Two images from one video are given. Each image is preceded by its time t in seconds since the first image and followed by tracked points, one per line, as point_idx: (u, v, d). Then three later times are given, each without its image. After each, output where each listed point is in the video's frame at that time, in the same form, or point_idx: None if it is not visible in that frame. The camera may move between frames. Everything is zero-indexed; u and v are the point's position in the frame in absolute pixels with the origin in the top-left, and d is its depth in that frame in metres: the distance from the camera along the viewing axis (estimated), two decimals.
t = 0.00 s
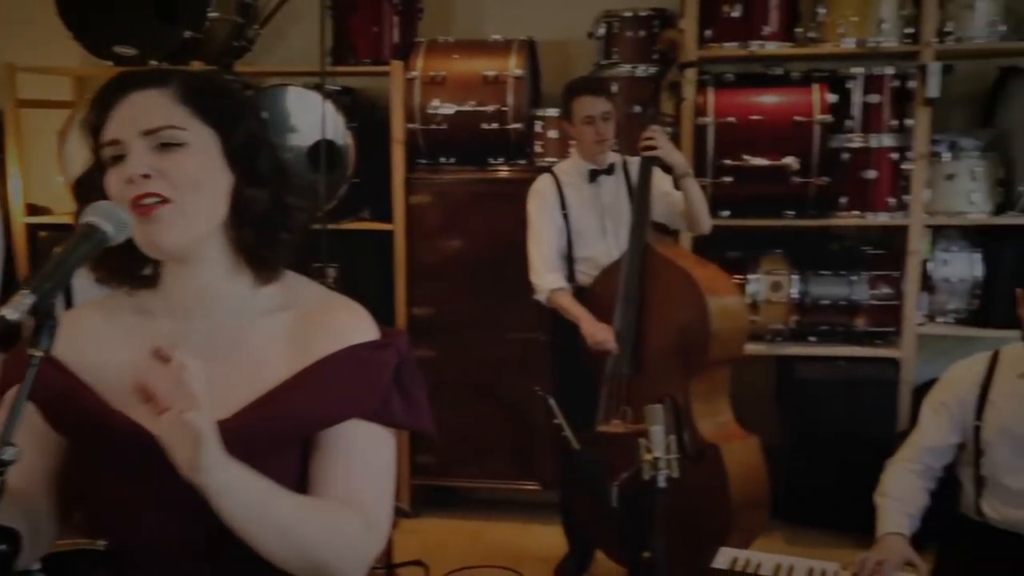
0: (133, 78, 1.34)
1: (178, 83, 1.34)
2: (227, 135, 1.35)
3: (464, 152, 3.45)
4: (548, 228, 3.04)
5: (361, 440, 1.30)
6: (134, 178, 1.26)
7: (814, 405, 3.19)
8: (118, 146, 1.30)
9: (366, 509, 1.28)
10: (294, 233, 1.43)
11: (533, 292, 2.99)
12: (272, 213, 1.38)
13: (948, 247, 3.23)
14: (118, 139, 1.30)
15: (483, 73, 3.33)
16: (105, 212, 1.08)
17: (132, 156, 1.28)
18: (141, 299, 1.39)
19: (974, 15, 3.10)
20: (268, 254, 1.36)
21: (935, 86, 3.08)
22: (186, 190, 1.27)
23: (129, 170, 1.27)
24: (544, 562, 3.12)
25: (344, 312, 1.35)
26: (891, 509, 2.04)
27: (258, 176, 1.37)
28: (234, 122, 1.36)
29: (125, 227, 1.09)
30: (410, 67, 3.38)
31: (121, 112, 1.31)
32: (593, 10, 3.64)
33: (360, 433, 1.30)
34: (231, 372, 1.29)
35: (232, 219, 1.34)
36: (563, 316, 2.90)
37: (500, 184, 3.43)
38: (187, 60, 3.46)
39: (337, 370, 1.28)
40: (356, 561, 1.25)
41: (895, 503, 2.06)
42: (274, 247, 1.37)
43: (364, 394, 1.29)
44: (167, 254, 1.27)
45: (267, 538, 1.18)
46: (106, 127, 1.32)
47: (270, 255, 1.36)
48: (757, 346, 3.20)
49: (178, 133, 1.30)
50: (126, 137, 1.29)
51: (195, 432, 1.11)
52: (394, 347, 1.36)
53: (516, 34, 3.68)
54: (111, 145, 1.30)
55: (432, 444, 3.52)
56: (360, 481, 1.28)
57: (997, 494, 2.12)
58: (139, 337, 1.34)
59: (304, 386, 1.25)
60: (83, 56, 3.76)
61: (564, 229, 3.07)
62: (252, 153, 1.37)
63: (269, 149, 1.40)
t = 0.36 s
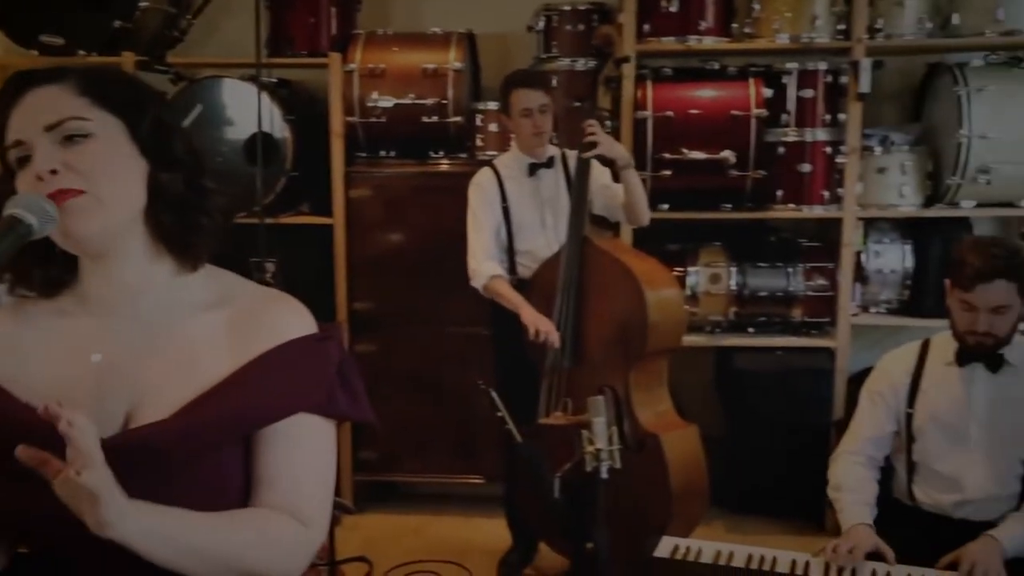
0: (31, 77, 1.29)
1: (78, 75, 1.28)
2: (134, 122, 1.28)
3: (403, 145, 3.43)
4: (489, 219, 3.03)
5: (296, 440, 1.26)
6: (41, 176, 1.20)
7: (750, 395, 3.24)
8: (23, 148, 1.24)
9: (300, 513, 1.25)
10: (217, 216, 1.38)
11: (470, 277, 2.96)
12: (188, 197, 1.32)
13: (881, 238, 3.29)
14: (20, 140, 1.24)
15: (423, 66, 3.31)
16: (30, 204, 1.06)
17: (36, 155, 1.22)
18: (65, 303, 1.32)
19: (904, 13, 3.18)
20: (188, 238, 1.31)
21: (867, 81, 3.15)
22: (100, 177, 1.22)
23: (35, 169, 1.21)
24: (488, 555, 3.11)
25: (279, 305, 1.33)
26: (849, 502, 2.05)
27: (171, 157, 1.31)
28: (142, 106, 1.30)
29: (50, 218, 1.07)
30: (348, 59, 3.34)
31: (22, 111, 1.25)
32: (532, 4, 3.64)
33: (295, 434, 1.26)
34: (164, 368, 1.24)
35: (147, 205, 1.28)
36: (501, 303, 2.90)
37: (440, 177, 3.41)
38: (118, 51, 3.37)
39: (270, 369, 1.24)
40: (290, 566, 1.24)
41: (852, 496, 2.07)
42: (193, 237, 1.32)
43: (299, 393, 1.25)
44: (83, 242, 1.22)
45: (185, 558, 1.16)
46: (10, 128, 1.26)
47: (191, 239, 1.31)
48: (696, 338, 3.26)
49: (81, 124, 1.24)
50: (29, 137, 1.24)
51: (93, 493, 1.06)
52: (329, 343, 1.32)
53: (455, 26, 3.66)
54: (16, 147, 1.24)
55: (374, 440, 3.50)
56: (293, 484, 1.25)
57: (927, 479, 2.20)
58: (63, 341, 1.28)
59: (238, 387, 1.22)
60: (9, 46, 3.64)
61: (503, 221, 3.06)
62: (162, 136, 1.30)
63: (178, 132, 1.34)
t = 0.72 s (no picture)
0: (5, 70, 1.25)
1: (55, 66, 1.26)
2: (111, 117, 1.26)
3: (372, 140, 3.41)
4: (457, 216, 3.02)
5: (281, 429, 1.27)
6: (23, 163, 1.18)
7: (721, 388, 3.25)
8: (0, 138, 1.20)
9: (284, 500, 1.26)
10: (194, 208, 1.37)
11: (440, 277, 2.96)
12: (169, 187, 1.31)
13: (845, 233, 3.34)
14: None
15: (391, 60, 3.29)
16: (9, 197, 1.04)
17: (17, 145, 1.19)
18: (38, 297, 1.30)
19: (866, 11, 3.23)
20: (166, 231, 1.29)
21: (831, 78, 3.19)
22: (86, 166, 1.20)
23: (17, 156, 1.18)
24: (461, 550, 3.12)
25: (256, 293, 1.32)
26: (819, 495, 2.07)
27: (149, 149, 1.29)
28: (117, 99, 1.28)
29: (28, 211, 1.06)
30: (316, 53, 3.32)
31: None
32: None
33: (280, 420, 1.27)
34: (145, 359, 1.24)
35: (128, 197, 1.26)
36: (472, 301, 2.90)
37: (410, 172, 3.40)
38: (80, 44, 3.31)
39: (254, 357, 1.24)
40: (280, 555, 1.25)
41: (821, 489, 2.09)
42: (171, 230, 1.30)
43: (284, 381, 1.25)
44: (68, 237, 1.19)
45: (180, 560, 1.15)
46: None
47: (167, 232, 1.29)
48: (665, 331, 3.29)
49: (61, 112, 1.22)
50: (7, 126, 1.20)
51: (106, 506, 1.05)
52: (309, 330, 1.33)
53: (423, 21, 3.65)
54: None
55: (345, 435, 3.48)
56: (277, 472, 1.26)
57: (893, 467, 2.25)
58: (39, 333, 1.26)
59: (222, 375, 1.22)
60: None
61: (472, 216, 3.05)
62: (138, 127, 1.28)
63: (152, 122, 1.32)
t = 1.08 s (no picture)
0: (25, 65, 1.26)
1: (73, 61, 1.27)
2: (131, 109, 1.27)
3: (371, 134, 3.41)
4: (458, 209, 3.03)
5: (297, 424, 1.27)
6: (43, 164, 1.19)
7: (720, 381, 3.27)
8: (21, 137, 1.22)
9: (296, 497, 1.26)
10: (215, 199, 1.39)
11: (448, 271, 2.97)
12: (188, 179, 1.32)
13: (843, 226, 3.36)
14: (18, 129, 1.21)
15: (391, 54, 3.28)
16: (37, 190, 1.05)
17: (37, 143, 1.21)
18: (70, 279, 1.32)
19: (864, 5, 3.24)
20: (187, 224, 1.30)
21: (828, 71, 3.20)
22: (104, 162, 1.20)
23: (37, 156, 1.19)
24: (462, 542, 3.13)
25: (278, 289, 1.33)
26: (823, 485, 2.09)
27: (169, 142, 1.30)
28: (138, 93, 1.29)
29: (56, 204, 1.07)
30: (315, 47, 3.32)
31: (14, 105, 1.23)
32: None
33: (298, 417, 1.27)
34: (166, 350, 1.24)
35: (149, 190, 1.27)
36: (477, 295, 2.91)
37: (409, 166, 3.40)
38: (79, 38, 3.30)
39: (274, 351, 1.25)
40: (287, 552, 1.25)
41: (824, 479, 2.11)
42: (192, 221, 1.31)
43: (302, 377, 1.25)
44: (87, 233, 1.20)
45: (202, 546, 1.16)
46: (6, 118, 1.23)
47: (193, 227, 1.31)
48: (664, 324, 3.31)
49: (79, 111, 1.22)
50: (27, 125, 1.21)
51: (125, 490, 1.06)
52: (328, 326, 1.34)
53: (421, 15, 3.65)
54: (13, 136, 1.22)
55: (345, 428, 3.48)
56: (294, 468, 1.26)
57: (893, 456, 2.27)
58: (64, 324, 1.28)
59: (242, 369, 1.22)
60: None
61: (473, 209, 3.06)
62: (159, 120, 1.29)
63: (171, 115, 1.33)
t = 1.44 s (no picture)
0: (72, 46, 1.28)
1: (119, 48, 1.29)
2: (168, 102, 1.29)
3: (380, 127, 3.42)
4: (470, 200, 3.02)
5: (313, 419, 1.27)
6: (73, 144, 1.21)
7: (728, 374, 3.28)
8: (57, 114, 1.24)
9: (322, 490, 1.27)
10: (241, 201, 1.40)
11: (459, 261, 2.98)
12: (216, 179, 1.34)
13: (852, 218, 3.35)
14: (56, 106, 1.24)
15: (400, 47, 3.28)
16: (66, 182, 1.07)
17: (72, 123, 1.23)
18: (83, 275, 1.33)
19: None
20: (212, 225, 1.32)
21: (838, 63, 3.19)
22: (132, 152, 1.22)
23: (69, 136, 1.22)
24: (472, 535, 3.14)
25: (293, 283, 1.33)
26: (879, 476, 2.09)
27: (201, 141, 1.32)
28: (177, 88, 1.30)
29: (84, 196, 1.09)
30: (324, 41, 3.32)
31: (56, 82, 1.25)
32: None
33: (318, 411, 1.28)
34: (178, 346, 1.25)
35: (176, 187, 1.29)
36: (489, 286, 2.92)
37: (418, 159, 3.41)
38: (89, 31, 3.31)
39: (286, 347, 1.25)
40: (315, 543, 1.25)
41: (876, 471, 2.11)
42: (217, 221, 1.33)
43: (312, 375, 1.25)
44: (111, 221, 1.22)
45: (231, 540, 1.18)
46: (43, 96, 1.26)
47: (216, 226, 1.32)
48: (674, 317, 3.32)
49: (116, 98, 1.24)
50: (65, 105, 1.24)
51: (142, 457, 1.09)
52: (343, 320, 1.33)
53: (430, 8, 3.65)
54: (49, 112, 1.25)
55: (354, 421, 3.49)
56: (315, 460, 1.27)
57: (908, 450, 2.27)
58: (79, 313, 1.28)
59: (255, 366, 1.23)
60: None
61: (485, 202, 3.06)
62: (193, 118, 1.31)
63: (208, 117, 1.35)
